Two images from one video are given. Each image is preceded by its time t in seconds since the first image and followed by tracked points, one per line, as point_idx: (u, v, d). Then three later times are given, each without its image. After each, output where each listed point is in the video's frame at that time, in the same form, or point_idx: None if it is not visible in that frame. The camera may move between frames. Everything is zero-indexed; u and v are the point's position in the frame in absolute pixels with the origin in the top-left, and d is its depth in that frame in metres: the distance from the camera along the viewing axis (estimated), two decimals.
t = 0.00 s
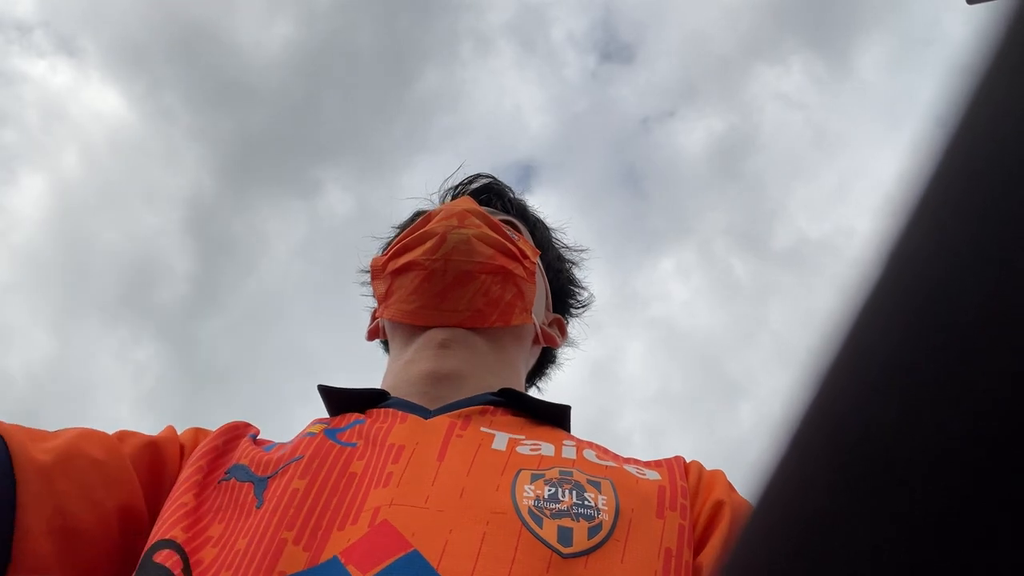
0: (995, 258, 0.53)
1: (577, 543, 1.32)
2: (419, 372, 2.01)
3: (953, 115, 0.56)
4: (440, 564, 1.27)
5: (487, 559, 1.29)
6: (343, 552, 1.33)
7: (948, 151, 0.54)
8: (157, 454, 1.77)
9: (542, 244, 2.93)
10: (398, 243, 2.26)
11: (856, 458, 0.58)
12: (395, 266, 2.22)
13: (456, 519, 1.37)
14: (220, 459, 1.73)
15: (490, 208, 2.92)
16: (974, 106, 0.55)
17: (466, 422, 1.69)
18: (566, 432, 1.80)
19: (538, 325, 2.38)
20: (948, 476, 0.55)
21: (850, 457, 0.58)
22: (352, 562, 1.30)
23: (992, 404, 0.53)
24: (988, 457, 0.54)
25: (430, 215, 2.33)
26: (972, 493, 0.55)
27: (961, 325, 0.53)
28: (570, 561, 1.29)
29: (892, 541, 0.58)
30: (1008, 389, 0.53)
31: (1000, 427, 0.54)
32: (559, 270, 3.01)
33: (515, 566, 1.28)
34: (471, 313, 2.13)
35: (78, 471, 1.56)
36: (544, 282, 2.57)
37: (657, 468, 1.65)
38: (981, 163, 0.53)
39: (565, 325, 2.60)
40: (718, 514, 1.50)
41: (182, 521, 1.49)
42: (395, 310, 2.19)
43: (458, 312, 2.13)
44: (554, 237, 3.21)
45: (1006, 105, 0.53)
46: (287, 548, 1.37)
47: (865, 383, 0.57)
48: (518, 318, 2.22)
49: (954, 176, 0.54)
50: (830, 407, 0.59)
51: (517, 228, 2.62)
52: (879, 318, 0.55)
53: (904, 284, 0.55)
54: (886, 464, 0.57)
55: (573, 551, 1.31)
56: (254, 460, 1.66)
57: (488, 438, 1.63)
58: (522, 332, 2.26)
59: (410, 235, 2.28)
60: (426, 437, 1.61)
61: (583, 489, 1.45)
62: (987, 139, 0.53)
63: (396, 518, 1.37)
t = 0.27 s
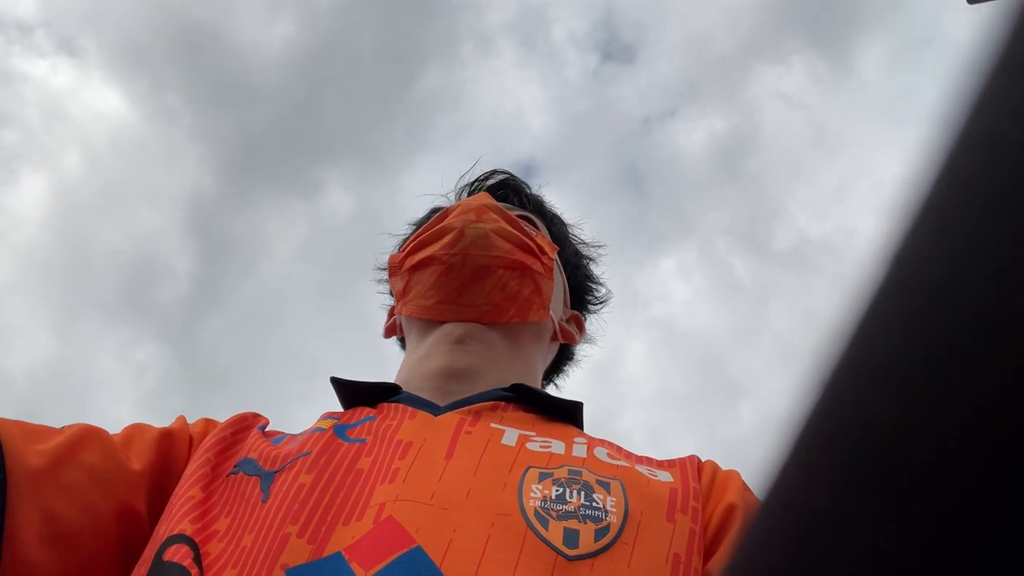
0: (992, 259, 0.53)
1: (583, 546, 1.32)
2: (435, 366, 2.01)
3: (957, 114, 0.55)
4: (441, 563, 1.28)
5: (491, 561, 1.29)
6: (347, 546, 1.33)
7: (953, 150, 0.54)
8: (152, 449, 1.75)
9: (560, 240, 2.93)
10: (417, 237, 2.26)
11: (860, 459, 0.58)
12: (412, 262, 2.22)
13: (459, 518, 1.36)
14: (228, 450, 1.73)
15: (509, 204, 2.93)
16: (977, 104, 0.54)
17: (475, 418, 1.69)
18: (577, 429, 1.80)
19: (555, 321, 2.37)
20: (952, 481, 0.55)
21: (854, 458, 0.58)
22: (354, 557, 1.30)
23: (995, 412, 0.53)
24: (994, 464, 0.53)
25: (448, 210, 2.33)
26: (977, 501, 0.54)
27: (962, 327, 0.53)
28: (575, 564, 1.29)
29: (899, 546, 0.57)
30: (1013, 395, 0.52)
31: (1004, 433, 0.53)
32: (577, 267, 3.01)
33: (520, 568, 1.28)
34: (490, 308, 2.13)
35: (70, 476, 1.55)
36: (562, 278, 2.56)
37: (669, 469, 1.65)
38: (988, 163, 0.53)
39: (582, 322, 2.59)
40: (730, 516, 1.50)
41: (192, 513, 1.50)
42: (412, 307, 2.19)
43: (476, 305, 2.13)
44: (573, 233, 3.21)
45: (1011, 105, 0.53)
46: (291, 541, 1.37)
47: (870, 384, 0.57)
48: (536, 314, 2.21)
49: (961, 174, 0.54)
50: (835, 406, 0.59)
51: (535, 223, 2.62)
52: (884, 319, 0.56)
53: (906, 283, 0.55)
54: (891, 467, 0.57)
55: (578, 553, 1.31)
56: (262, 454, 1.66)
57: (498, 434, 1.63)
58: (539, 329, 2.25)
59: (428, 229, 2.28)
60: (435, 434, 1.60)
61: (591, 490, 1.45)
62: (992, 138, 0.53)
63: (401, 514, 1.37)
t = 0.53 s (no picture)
0: (995, 268, 0.52)
1: (583, 551, 1.32)
2: (443, 368, 2.02)
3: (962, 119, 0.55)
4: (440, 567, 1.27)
5: (489, 565, 1.29)
6: (346, 545, 1.33)
7: (962, 155, 0.54)
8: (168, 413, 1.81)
9: (573, 231, 2.92)
10: (433, 223, 2.26)
11: (860, 466, 0.58)
12: (428, 246, 2.21)
13: (460, 522, 1.36)
14: (250, 444, 1.73)
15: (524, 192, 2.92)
16: (984, 109, 0.54)
17: (479, 418, 1.69)
18: (585, 432, 1.79)
19: (567, 314, 2.37)
20: (954, 489, 0.54)
21: (855, 465, 0.58)
22: (353, 554, 1.31)
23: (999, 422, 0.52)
24: (995, 477, 0.53)
25: (466, 196, 2.32)
26: (980, 516, 0.54)
27: (963, 336, 0.53)
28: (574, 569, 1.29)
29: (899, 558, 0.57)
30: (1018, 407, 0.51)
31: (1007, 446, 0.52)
32: (589, 258, 3.01)
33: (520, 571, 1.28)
34: (504, 299, 2.12)
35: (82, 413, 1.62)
36: (575, 270, 2.56)
37: (675, 471, 1.65)
38: (994, 170, 0.52)
39: (592, 315, 2.59)
40: (736, 521, 1.49)
41: (235, 496, 1.50)
42: (427, 291, 2.18)
43: (490, 297, 2.12)
44: (585, 224, 3.20)
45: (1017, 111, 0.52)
46: (295, 541, 1.36)
47: (872, 390, 0.57)
48: (550, 306, 2.22)
49: (967, 179, 0.53)
50: (837, 411, 0.59)
51: (550, 214, 2.61)
52: (888, 324, 0.56)
53: (908, 289, 0.55)
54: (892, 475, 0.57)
55: (577, 559, 1.31)
56: (273, 452, 1.66)
57: (501, 433, 1.63)
58: (550, 321, 2.27)
59: (445, 216, 2.27)
60: (439, 435, 1.60)
61: (593, 493, 1.45)
62: (997, 144, 0.53)
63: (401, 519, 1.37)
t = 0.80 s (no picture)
0: (1000, 271, 0.52)
1: (578, 551, 1.32)
2: (447, 366, 2.02)
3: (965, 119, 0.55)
4: (435, 567, 1.27)
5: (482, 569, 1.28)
6: (347, 542, 1.33)
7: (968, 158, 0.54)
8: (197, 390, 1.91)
9: (581, 227, 2.92)
10: (442, 218, 2.26)
11: (865, 470, 0.58)
12: (436, 241, 2.21)
13: (457, 521, 1.36)
14: (264, 435, 1.74)
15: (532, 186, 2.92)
16: (987, 109, 0.54)
17: (481, 417, 1.69)
18: (589, 432, 1.79)
19: (572, 311, 2.37)
20: (955, 492, 0.53)
21: (859, 468, 0.58)
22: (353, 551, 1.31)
23: (1001, 425, 0.52)
24: (998, 480, 0.52)
25: (476, 192, 2.32)
26: (981, 519, 0.52)
27: (968, 339, 0.53)
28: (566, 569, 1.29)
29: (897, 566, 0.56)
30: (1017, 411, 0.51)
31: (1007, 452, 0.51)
32: (596, 254, 3.00)
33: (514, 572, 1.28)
34: (512, 297, 2.12)
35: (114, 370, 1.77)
36: (581, 267, 2.56)
37: (676, 471, 1.65)
38: (997, 172, 0.53)
39: (597, 311, 2.59)
40: (737, 521, 1.49)
41: (255, 489, 1.50)
42: (433, 285, 2.18)
43: (500, 295, 2.11)
44: (593, 219, 3.20)
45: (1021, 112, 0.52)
46: (299, 538, 1.37)
47: (877, 392, 0.57)
48: (558, 304, 2.21)
49: (971, 180, 0.54)
50: (843, 413, 0.59)
51: (557, 209, 2.61)
52: (893, 327, 0.56)
53: (913, 291, 0.55)
54: (894, 478, 0.56)
55: (573, 559, 1.31)
56: (285, 446, 1.66)
57: (501, 431, 1.63)
58: (555, 318, 2.26)
59: (454, 210, 2.27)
60: (441, 433, 1.61)
61: (591, 492, 1.45)
62: (1000, 146, 0.53)
63: (400, 525, 1.36)
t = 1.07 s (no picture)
0: (1002, 273, 0.52)
1: (572, 548, 1.32)
2: (444, 364, 2.02)
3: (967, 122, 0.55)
4: (429, 562, 1.27)
5: (478, 560, 1.27)
6: (350, 536, 1.33)
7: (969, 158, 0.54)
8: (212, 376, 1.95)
9: (580, 219, 2.92)
10: (442, 211, 2.25)
11: (866, 471, 0.58)
12: (436, 235, 2.21)
13: (456, 516, 1.36)
14: (274, 425, 1.75)
15: (532, 177, 2.92)
16: (989, 113, 0.54)
17: (480, 414, 1.69)
18: (587, 430, 1.80)
19: (570, 306, 2.37)
20: (957, 495, 0.53)
21: (861, 469, 0.58)
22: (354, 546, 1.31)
23: (1001, 426, 0.51)
24: (1000, 483, 0.51)
25: (478, 185, 2.32)
26: (984, 523, 0.52)
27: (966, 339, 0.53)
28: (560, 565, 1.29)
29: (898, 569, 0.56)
30: (1017, 413, 0.50)
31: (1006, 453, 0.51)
32: (594, 247, 3.01)
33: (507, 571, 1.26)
34: (513, 293, 2.12)
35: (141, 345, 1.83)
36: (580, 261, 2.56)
37: (673, 469, 1.65)
38: (999, 177, 0.52)
39: (595, 305, 2.59)
40: (734, 520, 1.49)
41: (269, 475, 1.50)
42: (433, 279, 2.17)
43: (500, 291, 2.11)
44: (592, 211, 3.19)
45: None
46: (305, 527, 1.37)
47: (878, 393, 0.57)
48: (558, 300, 2.21)
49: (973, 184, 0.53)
50: (844, 413, 0.59)
51: (558, 202, 2.61)
52: (894, 329, 0.56)
53: (913, 294, 0.55)
54: (895, 479, 0.56)
55: (567, 556, 1.31)
56: (296, 435, 1.67)
57: (499, 427, 1.63)
58: (554, 314, 2.25)
59: (455, 204, 2.26)
60: (439, 429, 1.61)
61: (587, 489, 1.45)
62: (1003, 150, 0.53)
63: (399, 520, 1.36)
